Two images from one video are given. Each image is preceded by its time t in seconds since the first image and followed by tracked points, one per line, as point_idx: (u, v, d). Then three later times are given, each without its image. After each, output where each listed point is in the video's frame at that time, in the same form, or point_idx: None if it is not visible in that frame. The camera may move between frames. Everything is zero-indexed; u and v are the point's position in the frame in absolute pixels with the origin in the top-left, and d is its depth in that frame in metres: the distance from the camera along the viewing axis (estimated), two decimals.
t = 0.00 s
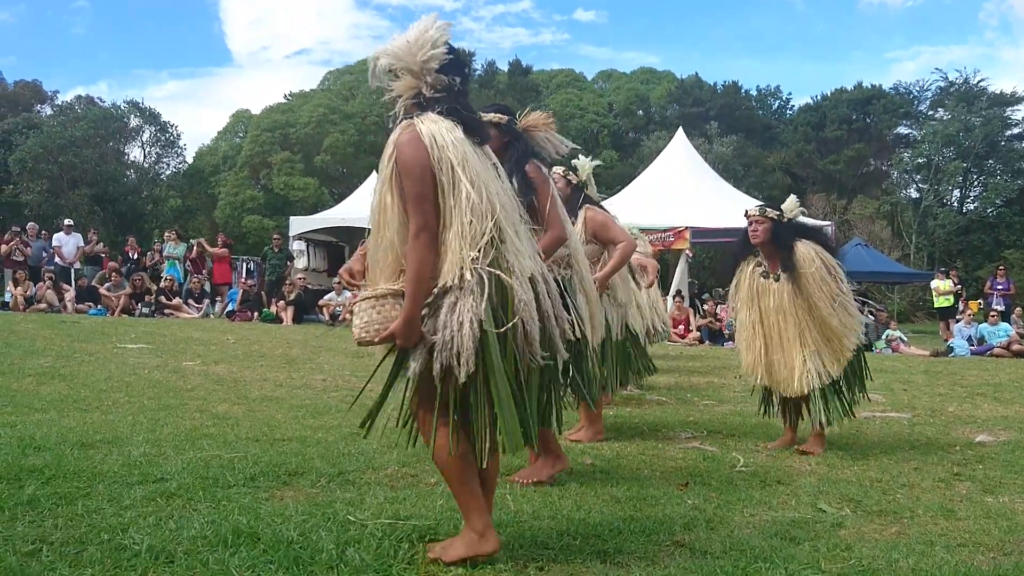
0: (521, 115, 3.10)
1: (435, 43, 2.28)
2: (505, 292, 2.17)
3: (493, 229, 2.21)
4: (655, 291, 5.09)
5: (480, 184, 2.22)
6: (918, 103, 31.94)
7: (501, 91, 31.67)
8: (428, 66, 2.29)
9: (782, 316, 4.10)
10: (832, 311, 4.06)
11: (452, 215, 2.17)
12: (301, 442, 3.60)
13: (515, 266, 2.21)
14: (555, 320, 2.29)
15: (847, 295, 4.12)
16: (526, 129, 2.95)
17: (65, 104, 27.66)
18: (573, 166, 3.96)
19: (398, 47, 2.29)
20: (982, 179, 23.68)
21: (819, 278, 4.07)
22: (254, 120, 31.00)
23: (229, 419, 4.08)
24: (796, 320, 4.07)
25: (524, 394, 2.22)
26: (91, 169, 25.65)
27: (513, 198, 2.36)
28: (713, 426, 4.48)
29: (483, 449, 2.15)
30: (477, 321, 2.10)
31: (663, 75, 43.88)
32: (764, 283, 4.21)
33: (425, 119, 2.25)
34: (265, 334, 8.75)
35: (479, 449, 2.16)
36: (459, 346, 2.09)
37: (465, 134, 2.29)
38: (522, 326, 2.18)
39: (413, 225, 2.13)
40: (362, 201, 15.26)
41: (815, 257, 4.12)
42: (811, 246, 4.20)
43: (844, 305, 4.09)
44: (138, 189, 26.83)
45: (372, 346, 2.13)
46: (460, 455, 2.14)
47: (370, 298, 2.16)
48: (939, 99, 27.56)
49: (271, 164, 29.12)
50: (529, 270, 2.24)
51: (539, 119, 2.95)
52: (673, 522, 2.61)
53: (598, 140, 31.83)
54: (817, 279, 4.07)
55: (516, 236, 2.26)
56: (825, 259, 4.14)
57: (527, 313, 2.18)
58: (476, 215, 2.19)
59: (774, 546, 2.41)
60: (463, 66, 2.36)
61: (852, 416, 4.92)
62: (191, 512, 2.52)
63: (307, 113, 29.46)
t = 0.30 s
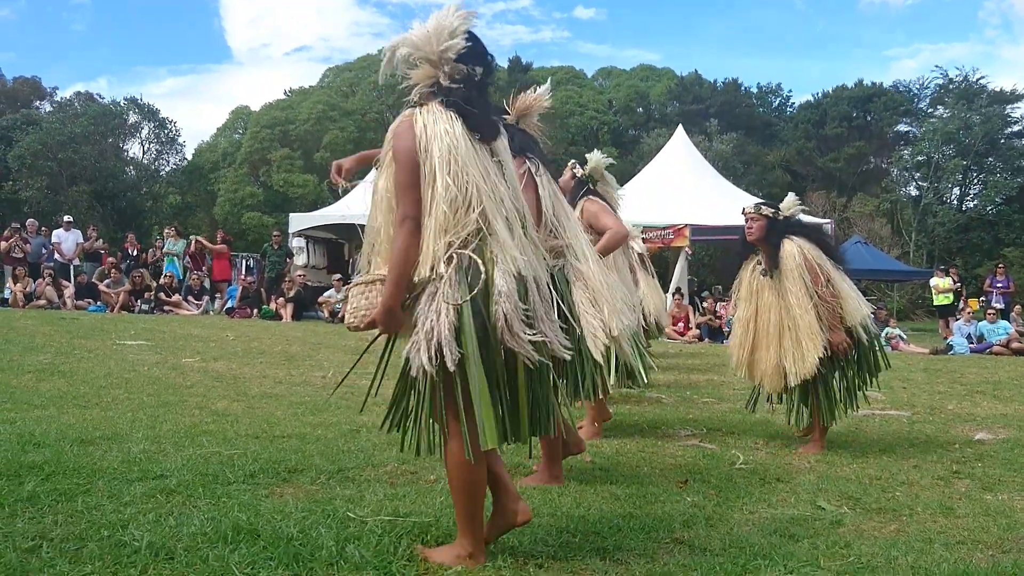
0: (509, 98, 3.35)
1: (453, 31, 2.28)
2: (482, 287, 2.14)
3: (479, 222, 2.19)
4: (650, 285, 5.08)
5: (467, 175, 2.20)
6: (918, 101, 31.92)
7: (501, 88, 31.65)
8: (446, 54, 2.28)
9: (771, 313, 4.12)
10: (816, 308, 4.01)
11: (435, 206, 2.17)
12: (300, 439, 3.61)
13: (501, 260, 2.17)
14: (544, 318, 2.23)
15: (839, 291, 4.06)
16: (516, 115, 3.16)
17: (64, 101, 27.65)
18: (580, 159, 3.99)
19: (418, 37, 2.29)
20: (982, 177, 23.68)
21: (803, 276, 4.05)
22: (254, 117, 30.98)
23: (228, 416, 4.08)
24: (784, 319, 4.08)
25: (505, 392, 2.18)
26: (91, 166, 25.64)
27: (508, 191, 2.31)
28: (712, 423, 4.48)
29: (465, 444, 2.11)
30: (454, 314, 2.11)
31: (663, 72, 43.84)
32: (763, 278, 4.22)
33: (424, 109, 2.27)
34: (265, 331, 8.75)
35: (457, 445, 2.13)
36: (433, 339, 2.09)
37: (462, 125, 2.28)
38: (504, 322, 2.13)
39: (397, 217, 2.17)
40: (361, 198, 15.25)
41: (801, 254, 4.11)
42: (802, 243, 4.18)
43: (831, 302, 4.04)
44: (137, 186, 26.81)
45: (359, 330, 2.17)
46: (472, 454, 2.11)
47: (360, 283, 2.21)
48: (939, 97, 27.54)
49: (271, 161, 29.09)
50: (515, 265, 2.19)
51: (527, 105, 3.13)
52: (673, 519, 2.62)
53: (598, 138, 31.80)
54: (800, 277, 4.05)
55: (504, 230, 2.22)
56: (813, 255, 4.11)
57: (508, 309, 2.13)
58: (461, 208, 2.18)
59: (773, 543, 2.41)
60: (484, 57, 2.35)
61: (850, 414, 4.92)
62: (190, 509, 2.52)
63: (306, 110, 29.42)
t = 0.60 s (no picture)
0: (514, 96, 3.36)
1: (461, 28, 2.30)
2: (467, 286, 2.14)
3: (463, 221, 2.19)
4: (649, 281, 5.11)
5: (451, 174, 2.20)
6: (916, 99, 31.93)
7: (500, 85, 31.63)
8: (452, 53, 2.31)
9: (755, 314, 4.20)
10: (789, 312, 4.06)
11: (418, 204, 2.19)
12: (298, 437, 3.61)
13: (484, 260, 2.16)
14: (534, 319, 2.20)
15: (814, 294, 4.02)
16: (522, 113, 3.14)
17: (62, 97, 27.61)
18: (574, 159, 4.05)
19: (427, 34, 2.32)
20: (980, 176, 23.69)
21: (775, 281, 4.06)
22: (252, 113, 30.94)
23: (226, 413, 4.09)
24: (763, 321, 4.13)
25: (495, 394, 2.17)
26: (89, 162, 25.61)
27: (501, 189, 2.30)
28: (710, 421, 4.49)
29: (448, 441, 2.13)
30: (435, 315, 2.12)
31: (661, 70, 43.85)
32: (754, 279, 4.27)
33: (418, 105, 2.30)
34: (263, 328, 8.74)
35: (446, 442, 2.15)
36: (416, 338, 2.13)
37: (456, 122, 2.28)
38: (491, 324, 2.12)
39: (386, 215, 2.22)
40: (360, 195, 15.24)
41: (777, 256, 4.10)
42: (790, 244, 4.16)
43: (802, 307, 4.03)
44: (135, 182, 26.78)
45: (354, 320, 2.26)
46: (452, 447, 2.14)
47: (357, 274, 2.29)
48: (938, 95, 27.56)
49: (269, 158, 29.07)
50: (501, 265, 2.17)
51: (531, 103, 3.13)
52: (671, 517, 2.62)
53: (597, 135, 31.79)
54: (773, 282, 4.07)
55: (492, 228, 2.21)
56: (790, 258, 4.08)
57: (490, 311, 2.12)
58: (443, 206, 2.19)
59: (771, 541, 2.41)
60: (495, 57, 2.38)
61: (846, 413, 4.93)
62: (189, 506, 2.52)
63: (304, 107, 29.39)
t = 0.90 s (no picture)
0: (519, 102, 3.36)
1: (453, 22, 2.28)
2: (465, 280, 2.13)
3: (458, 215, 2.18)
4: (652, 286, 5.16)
5: (445, 169, 2.20)
6: (915, 99, 31.95)
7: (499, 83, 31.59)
8: (446, 48, 2.29)
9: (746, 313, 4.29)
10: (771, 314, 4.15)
11: (414, 198, 2.19)
12: (297, 434, 3.60)
13: (482, 252, 2.15)
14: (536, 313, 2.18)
15: (793, 297, 4.04)
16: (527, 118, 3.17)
17: (60, 94, 27.56)
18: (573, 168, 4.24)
19: (421, 27, 2.30)
20: (977, 175, 23.69)
21: (759, 283, 4.13)
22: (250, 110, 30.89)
23: (224, 410, 4.08)
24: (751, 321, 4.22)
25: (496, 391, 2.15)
26: (87, 159, 25.57)
27: (499, 183, 2.29)
28: (708, 419, 4.50)
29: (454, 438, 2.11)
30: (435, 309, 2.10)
31: (660, 69, 43.86)
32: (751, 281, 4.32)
33: (415, 104, 2.31)
34: (261, 325, 8.73)
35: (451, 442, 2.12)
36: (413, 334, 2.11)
37: (451, 117, 2.29)
38: (489, 316, 2.08)
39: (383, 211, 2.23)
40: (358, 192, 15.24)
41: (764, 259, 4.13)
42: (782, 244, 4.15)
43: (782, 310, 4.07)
44: (133, 178, 26.72)
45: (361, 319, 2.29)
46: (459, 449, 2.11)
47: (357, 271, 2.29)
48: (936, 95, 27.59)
49: (267, 155, 29.04)
50: (499, 258, 2.16)
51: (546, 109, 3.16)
52: (670, 516, 2.62)
53: (595, 133, 31.77)
54: (757, 285, 4.15)
55: (488, 221, 2.20)
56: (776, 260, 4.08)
57: (490, 304, 2.09)
58: (439, 199, 2.19)
59: (769, 539, 2.42)
60: (487, 52, 2.35)
61: (843, 411, 4.94)
62: (187, 503, 2.52)
63: (302, 104, 29.37)
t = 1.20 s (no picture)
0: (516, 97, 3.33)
1: (437, 24, 2.27)
2: (492, 277, 2.14)
3: (478, 213, 2.18)
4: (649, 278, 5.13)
5: (462, 167, 2.19)
6: (916, 98, 31.91)
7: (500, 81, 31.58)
8: (434, 51, 2.29)
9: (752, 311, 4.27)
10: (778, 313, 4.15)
11: (431, 198, 2.16)
12: (298, 431, 3.60)
13: (506, 251, 2.17)
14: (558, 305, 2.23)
15: (799, 300, 4.03)
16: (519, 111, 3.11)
17: (61, 90, 27.56)
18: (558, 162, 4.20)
19: (404, 34, 2.30)
20: (979, 175, 23.66)
21: (766, 283, 4.12)
22: (251, 107, 30.89)
23: (226, 406, 4.08)
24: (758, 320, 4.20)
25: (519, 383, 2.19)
26: (88, 155, 25.55)
27: (511, 178, 2.30)
28: (709, 417, 4.50)
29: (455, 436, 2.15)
30: (463, 308, 2.10)
31: (661, 67, 43.89)
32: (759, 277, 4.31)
33: (419, 104, 2.27)
34: (262, 322, 8.74)
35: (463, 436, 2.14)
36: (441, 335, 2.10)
37: (457, 115, 2.28)
38: (516, 310, 2.12)
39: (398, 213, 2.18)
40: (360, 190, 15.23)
41: (771, 257, 4.11)
42: (789, 245, 4.11)
43: (788, 310, 4.07)
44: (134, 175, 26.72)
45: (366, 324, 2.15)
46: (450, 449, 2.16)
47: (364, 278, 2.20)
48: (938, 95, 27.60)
49: (269, 151, 29.04)
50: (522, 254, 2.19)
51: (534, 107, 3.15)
52: (671, 513, 2.63)
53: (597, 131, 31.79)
54: (763, 287, 4.14)
55: (507, 217, 2.21)
56: (783, 259, 4.06)
57: (519, 301, 2.13)
58: (459, 198, 2.18)
59: (770, 538, 2.42)
60: (472, 52, 2.35)
61: (844, 410, 4.94)
62: (188, 499, 2.52)
63: (304, 101, 29.38)
